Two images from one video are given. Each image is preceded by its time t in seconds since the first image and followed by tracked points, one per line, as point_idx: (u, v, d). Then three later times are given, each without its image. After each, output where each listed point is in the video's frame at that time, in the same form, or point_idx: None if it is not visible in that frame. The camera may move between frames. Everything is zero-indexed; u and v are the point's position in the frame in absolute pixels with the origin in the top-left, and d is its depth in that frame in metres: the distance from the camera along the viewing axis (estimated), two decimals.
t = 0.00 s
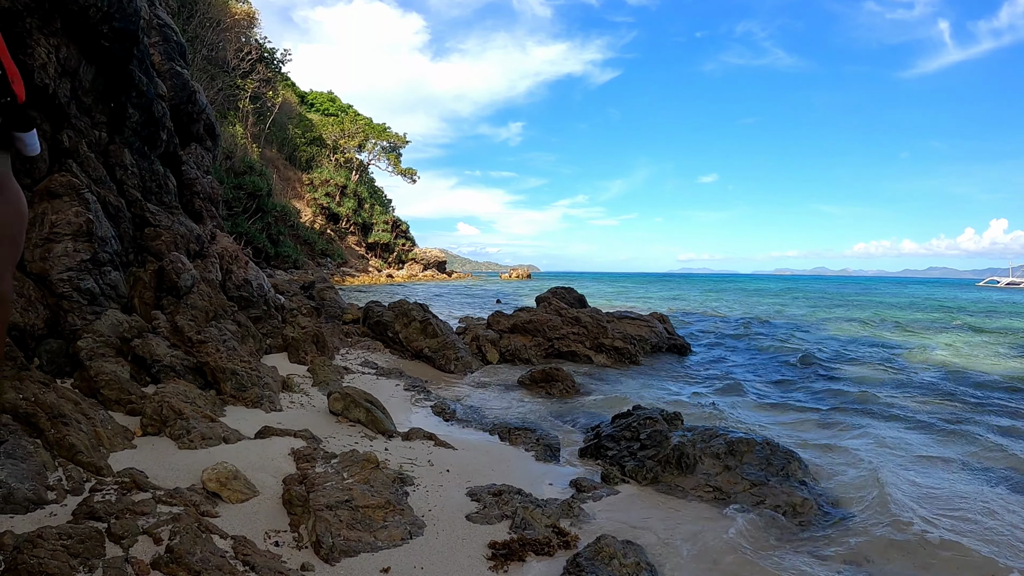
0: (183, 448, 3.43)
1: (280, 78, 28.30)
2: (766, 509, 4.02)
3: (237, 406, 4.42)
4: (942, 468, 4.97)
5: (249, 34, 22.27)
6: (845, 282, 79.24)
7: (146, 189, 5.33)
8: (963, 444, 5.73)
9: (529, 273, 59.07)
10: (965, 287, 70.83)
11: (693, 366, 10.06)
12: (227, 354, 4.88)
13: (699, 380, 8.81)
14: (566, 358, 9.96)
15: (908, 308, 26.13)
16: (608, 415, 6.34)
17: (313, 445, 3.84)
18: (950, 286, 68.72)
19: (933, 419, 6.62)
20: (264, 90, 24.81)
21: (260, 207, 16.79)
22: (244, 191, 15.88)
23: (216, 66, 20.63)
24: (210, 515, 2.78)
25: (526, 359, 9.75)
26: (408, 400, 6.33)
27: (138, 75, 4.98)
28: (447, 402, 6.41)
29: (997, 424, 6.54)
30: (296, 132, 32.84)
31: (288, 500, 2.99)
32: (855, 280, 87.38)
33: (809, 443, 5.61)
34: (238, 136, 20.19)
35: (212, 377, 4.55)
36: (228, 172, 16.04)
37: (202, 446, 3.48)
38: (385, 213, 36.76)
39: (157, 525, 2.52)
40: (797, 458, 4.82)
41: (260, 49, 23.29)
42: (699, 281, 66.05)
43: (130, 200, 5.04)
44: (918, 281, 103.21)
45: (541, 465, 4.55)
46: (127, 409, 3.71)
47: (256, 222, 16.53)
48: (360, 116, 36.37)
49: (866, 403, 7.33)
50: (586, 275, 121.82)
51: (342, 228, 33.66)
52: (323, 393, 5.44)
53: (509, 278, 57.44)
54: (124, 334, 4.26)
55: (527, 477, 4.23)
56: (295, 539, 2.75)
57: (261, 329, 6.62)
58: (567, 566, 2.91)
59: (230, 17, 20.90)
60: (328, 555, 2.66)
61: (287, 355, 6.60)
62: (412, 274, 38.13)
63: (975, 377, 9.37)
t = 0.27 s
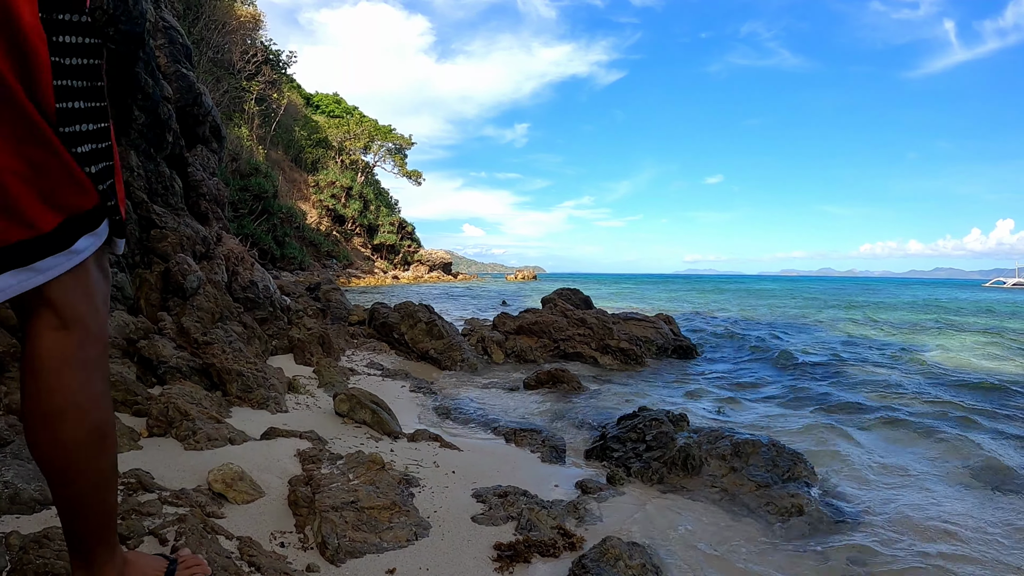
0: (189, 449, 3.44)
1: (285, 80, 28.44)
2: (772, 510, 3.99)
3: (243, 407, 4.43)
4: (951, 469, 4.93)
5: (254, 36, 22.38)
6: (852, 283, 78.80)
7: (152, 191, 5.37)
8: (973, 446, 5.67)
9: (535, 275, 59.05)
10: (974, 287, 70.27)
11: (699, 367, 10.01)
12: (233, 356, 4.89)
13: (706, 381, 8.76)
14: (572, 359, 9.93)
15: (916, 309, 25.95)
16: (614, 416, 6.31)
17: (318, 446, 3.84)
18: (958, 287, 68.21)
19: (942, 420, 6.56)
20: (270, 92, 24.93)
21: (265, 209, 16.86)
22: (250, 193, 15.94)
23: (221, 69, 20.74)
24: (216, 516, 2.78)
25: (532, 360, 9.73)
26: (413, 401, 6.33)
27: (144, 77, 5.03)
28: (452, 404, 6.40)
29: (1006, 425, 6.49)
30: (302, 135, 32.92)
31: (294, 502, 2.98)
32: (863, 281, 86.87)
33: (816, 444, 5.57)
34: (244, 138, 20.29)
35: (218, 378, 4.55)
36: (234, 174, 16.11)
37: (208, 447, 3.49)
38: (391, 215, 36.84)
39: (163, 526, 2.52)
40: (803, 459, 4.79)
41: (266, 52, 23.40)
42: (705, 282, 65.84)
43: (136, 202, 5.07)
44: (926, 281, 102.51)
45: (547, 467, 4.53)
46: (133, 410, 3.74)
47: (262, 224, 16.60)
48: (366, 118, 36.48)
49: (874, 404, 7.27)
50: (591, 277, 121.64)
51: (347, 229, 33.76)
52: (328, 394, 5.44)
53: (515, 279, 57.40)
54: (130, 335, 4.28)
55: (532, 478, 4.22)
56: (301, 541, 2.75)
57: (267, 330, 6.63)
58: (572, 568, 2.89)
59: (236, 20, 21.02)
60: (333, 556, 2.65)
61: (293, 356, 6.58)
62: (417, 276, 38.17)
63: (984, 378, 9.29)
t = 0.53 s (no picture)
0: (192, 450, 3.44)
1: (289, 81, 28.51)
2: (777, 512, 3.97)
3: (247, 408, 4.43)
4: (956, 470, 4.91)
5: (258, 38, 22.45)
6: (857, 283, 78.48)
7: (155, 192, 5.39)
8: (979, 447, 5.64)
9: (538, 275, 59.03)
10: (980, 288, 69.92)
11: (703, 368, 9.99)
12: (237, 356, 4.89)
13: (710, 382, 8.74)
14: (575, 360, 9.92)
15: (922, 309, 25.84)
16: (618, 417, 6.30)
17: (322, 447, 3.84)
18: (964, 287, 67.88)
19: (948, 421, 6.52)
20: (274, 93, 24.99)
21: (269, 210, 16.90)
22: (253, 194, 15.99)
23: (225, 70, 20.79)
24: (220, 516, 2.77)
25: (536, 361, 9.72)
26: (417, 402, 6.32)
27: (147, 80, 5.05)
28: (455, 404, 6.40)
29: (1012, 425, 6.45)
30: (304, 136, 33.23)
31: (297, 502, 2.99)
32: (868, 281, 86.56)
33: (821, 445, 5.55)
34: (247, 140, 20.35)
35: (222, 379, 4.55)
36: (238, 175, 16.16)
37: (211, 448, 3.49)
38: (395, 216, 36.89)
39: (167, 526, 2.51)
40: (808, 460, 4.77)
41: (269, 54, 23.46)
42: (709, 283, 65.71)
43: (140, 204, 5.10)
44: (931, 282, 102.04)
45: (550, 468, 4.52)
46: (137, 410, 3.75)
47: (265, 225, 16.64)
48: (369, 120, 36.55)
49: (879, 405, 7.24)
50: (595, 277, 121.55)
51: (351, 230, 33.83)
52: (332, 395, 5.44)
53: (518, 280, 57.37)
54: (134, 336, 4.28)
55: (536, 479, 4.21)
56: (304, 541, 2.75)
57: (270, 331, 6.65)
58: (576, 569, 2.88)
59: (239, 22, 21.08)
60: (337, 557, 2.65)
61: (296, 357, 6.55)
62: (421, 277, 38.23)
63: (990, 379, 9.24)
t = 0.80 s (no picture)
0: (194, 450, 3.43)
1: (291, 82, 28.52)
2: (778, 512, 3.96)
3: (248, 408, 4.43)
4: (957, 470, 4.90)
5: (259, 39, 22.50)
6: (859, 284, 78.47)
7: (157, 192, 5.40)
8: (981, 447, 5.64)
9: (538, 276, 59.00)
10: (981, 288, 69.89)
11: (704, 368, 9.99)
12: (238, 356, 4.89)
13: (711, 382, 8.74)
14: (577, 360, 9.92)
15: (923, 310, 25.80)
16: (619, 417, 6.30)
17: (323, 447, 3.84)
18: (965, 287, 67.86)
19: (950, 421, 6.51)
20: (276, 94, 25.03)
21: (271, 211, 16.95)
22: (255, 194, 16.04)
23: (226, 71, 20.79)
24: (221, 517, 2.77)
25: (537, 361, 9.72)
26: (419, 402, 6.34)
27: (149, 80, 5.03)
28: (457, 405, 6.41)
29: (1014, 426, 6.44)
30: (304, 137, 33.43)
31: (298, 502, 2.97)
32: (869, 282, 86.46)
33: (823, 445, 5.54)
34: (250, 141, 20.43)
35: (223, 380, 4.53)
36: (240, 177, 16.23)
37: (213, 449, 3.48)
38: (396, 216, 36.93)
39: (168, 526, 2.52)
40: (809, 460, 4.77)
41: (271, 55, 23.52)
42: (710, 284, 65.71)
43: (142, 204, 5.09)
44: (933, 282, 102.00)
45: (551, 468, 4.52)
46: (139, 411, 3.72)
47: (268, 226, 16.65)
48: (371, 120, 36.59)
49: (881, 405, 7.23)
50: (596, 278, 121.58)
51: (353, 231, 33.85)
52: (333, 395, 5.45)
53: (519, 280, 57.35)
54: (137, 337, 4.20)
55: (538, 479, 4.21)
56: (306, 541, 2.74)
57: (272, 331, 6.66)
58: (577, 569, 2.88)
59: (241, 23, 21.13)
60: (338, 557, 2.65)
61: (298, 359, 6.53)
62: (422, 277, 38.27)
63: (991, 379, 9.24)
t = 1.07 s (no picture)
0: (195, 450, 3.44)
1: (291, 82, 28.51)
2: (778, 512, 3.96)
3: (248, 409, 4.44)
4: (956, 471, 4.91)
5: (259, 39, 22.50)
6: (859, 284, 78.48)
7: (157, 193, 5.42)
8: (980, 446, 5.64)
9: (538, 276, 59.02)
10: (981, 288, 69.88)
11: (704, 368, 9.99)
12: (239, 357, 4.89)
13: (712, 382, 8.74)
14: (577, 360, 9.92)
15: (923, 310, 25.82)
16: (620, 417, 6.31)
17: (324, 448, 3.83)
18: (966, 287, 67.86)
19: (950, 421, 6.52)
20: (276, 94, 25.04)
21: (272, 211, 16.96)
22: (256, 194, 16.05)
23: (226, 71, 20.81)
24: (221, 517, 2.78)
25: (537, 361, 9.72)
26: (419, 402, 6.34)
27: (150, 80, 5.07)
28: (458, 405, 6.41)
29: (1014, 426, 6.45)
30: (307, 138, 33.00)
31: (300, 503, 2.93)
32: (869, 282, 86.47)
33: (823, 446, 5.53)
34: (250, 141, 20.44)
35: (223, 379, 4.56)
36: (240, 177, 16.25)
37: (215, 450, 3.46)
38: (396, 217, 36.94)
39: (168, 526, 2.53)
40: (810, 461, 4.77)
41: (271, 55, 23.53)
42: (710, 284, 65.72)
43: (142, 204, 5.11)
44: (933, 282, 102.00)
45: (551, 468, 4.52)
46: (139, 411, 3.73)
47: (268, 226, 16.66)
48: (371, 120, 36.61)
49: (881, 405, 7.24)
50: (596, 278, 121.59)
51: (353, 231, 33.86)
52: (334, 395, 5.45)
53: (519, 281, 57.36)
54: (136, 337, 4.29)
55: (538, 479, 4.20)
56: (306, 541, 2.74)
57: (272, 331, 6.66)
58: (577, 569, 2.89)
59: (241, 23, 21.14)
60: (338, 557, 2.65)
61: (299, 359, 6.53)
62: (423, 278, 38.28)
63: (991, 379, 9.25)
